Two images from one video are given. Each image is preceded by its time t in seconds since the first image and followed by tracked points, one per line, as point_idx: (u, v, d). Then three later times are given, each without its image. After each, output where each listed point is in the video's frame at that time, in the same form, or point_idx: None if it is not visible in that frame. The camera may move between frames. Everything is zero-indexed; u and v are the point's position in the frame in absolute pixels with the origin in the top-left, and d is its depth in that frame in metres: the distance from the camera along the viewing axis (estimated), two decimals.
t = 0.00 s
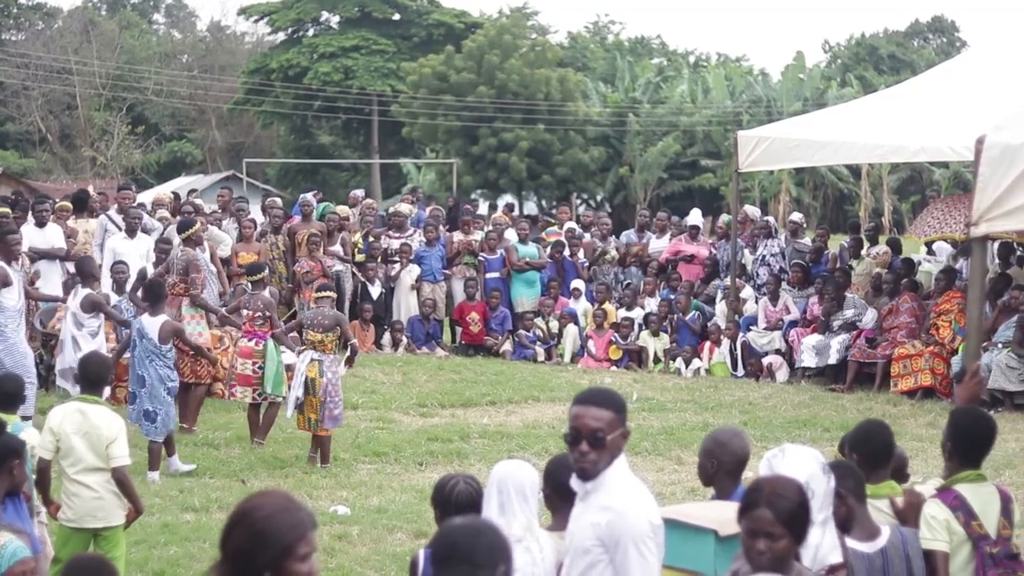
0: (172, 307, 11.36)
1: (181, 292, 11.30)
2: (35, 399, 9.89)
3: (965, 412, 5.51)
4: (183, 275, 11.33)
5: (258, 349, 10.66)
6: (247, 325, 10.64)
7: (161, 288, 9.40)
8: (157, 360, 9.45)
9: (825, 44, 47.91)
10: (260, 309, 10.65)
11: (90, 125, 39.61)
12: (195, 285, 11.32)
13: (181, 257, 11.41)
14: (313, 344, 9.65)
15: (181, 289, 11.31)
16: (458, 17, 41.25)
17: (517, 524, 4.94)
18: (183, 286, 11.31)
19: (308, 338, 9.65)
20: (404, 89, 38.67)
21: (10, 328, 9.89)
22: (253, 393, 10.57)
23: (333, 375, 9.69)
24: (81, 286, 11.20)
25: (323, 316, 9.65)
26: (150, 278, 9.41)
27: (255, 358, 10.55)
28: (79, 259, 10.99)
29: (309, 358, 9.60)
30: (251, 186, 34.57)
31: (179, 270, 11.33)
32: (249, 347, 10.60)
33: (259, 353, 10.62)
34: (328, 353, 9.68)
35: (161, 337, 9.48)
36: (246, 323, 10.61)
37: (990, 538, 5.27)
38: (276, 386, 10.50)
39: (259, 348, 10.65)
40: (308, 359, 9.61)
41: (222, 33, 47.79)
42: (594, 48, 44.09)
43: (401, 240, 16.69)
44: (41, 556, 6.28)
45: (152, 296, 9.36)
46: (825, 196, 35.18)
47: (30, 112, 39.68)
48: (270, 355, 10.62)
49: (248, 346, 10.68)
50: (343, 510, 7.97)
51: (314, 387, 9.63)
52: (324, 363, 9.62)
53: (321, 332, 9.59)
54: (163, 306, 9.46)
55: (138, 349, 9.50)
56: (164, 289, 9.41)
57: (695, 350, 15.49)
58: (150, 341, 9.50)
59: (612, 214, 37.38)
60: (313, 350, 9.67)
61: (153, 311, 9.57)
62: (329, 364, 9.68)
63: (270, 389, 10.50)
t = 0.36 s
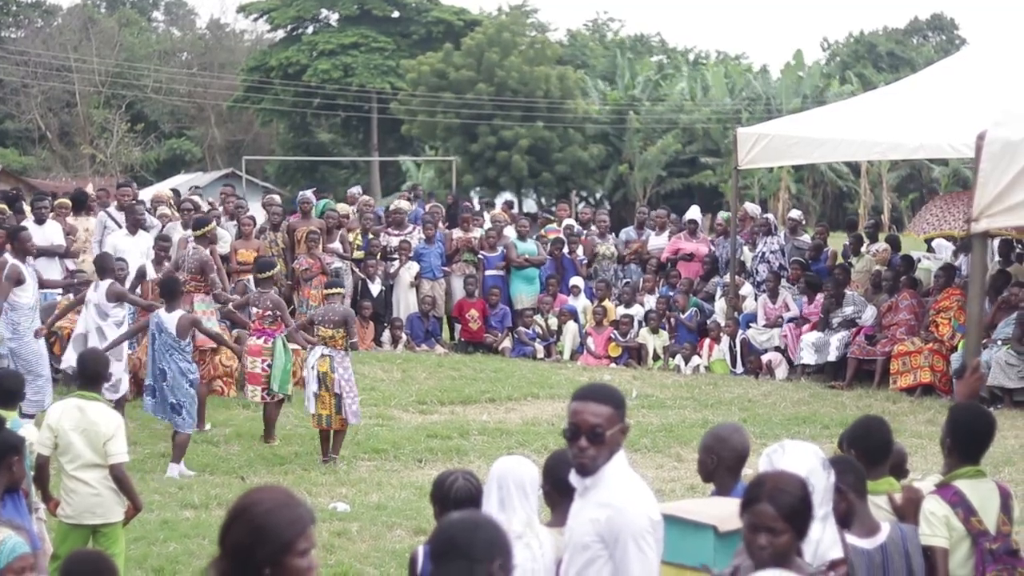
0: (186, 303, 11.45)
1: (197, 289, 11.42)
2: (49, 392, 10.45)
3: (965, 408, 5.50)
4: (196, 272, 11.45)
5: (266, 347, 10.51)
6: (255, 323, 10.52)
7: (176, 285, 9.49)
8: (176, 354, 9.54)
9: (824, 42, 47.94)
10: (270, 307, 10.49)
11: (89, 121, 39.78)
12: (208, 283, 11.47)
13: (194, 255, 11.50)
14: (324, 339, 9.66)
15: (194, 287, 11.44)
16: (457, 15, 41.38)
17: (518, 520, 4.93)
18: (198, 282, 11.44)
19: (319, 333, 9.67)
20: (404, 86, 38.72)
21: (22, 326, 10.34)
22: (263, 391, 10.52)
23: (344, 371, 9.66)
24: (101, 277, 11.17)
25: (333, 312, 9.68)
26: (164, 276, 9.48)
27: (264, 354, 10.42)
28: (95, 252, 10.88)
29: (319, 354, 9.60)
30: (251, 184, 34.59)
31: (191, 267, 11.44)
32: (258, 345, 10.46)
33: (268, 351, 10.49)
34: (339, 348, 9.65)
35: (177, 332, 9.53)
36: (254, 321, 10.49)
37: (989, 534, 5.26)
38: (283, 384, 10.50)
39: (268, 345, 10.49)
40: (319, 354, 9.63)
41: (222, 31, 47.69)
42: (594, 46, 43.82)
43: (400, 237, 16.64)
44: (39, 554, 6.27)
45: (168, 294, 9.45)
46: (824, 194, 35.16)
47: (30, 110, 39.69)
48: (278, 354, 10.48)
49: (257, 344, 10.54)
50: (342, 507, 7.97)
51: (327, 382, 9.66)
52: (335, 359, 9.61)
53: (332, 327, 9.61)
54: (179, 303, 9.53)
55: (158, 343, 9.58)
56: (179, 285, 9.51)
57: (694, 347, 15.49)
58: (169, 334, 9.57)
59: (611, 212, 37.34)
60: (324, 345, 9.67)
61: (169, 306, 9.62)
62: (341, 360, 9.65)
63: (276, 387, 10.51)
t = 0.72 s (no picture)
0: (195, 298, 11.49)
1: (206, 284, 11.43)
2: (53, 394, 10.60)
3: (969, 404, 5.51)
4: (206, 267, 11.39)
5: (274, 342, 10.75)
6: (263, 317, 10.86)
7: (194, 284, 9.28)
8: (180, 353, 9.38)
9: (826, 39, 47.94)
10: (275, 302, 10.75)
11: (91, 118, 39.68)
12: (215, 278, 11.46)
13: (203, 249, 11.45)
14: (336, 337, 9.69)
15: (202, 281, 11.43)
16: (461, 12, 41.39)
17: (520, 515, 4.92)
18: (208, 277, 11.45)
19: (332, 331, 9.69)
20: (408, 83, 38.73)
21: (39, 324, 10.56)
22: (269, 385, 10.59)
23: (354, 369, 9.63)
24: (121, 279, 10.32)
25: (346, 309, 9.72)
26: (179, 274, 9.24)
27: (271, 348, 10.65)
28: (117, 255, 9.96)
29: (330, 350, 9.61)
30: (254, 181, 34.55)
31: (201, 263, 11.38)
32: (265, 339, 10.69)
33: (274, 345, 10.71)
34: (349, 345, 9.65)
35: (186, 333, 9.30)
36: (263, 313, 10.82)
37: (993, 530, 5.24)
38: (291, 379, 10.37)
39: (275, 339, 10.74)
40: (330, 351, 9.64)
41: (225, 28, 47.76)
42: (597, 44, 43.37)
43: (403, 233, 16.71)
44: (40, 551, 6.24)
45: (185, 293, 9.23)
46: (828, 190, 35.09)
47: (33, 107, 39.60)
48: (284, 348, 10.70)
49: (264, 339, 10.76)
50: (345, 504, 7.96)
51: (334, 379, 9.60)
52: (344, 356, 9.59)
53: (342, 324, 9.64)
54: (193, 302, 9.31)
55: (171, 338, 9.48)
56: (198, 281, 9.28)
57: (697, 344, 15.57)
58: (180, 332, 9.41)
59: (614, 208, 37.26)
60: (336, 342, 9.69)
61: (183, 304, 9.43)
62: (350, 357, 9.63)
63: (285, 382, 10.38)
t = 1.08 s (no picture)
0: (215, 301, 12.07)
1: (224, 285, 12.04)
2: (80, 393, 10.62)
3: (976, 407, 5.50)
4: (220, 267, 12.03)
5: (289, 346, 10.67)
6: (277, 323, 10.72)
7: (220, 287, 9.42)
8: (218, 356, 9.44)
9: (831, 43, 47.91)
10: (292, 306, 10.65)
11: (98, 122, 39.87)
12: (231, 278, 12.08)
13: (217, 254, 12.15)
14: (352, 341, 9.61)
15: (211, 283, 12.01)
16: (467, 15, 41.11)
17: (527, 519, 4.91)
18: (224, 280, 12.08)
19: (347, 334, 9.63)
20: (414, 86, 38.70)
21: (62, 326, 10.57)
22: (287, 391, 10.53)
23: (374, 371, 9.61)
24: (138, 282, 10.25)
25: (360, 313, 9.59)
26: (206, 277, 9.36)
27: (287, 353, 10.57)
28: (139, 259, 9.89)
29: (349, 355, 9.57)
30: (262, 184, 34.48)
31: (217, 264, 12.01)
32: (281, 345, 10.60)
33: (291, 350, 10.65)
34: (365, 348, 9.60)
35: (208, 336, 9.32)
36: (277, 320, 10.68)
37: (999, 534, 5.22)
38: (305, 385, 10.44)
39: (291, 344, 10.65)
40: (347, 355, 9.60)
41: (232, 32, 47.79)
42: (604, 46, 43.63)
43: (410, 236, 16.71)
44: (48, 554, 6.25)
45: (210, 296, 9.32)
46: (835, 194, 35.05)
47: (40, 110, 39.58)
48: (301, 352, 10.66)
49: (280, 344, 10.69)
50: (351, 507, 7.95)
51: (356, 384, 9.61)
52: (364, 360, 9.58)
53: (357, 328, 9.54)
54: (217, 304, 9.36)
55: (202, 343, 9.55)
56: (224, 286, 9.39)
57: (703, 347, 15.51)
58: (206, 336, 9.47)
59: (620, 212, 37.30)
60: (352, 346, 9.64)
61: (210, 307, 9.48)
62: (369, 361, 9.61)
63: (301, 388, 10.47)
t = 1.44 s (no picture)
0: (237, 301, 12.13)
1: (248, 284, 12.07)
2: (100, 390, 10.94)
3: (989, 406, 5.52)
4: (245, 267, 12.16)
5: (315, 344, 10.53)
6: (303, 321, 10.56)
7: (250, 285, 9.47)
8: (248, 356, 9.45)
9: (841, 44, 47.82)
10: (316, 305, 10.58)
11: (109, 122, 39.81)
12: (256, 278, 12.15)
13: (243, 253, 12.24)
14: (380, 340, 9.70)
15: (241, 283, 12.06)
16: (478, 15, 41.00)
17: (540, 519, 4.89)
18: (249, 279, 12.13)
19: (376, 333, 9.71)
20: (426, 86, 38.55)
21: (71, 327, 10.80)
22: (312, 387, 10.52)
23: (400, 370, 9.69)
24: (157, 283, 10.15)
25: (390, 312, 9.67)
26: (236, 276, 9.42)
27: (314, 352, 10.45)
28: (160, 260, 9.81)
29: (376, 354, 9.65)
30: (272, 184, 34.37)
31: (241, 264, 12.17)
32: (307, 343, 10.47)
33: (316, 348, 10.51)
34: (395, 348, 9.70)
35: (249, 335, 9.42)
36: (303, 319, 10.53)
37: (1012, 535, 5.21)
38: (334, 381, 10.53)
39: (317, 343, 10.52)
40: (375, 353, 9.68)
41: (243, 32, 47.81)
42: (614, 47, 43.38)
43: (422, 236, 16.58)
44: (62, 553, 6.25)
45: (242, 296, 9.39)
46: (846, 195, 34.88)
47: (51, 110, 39.54)
48: (329, 350, 10.54)
49: (305, 342, 10.55)
50: (363, 507, 7.96)
51: (381, 381, 9.68)
52: (390, 360, 9.67)
53: (388, 328, 9.64)
54: (250, 304, 9.48)
55: (228, 345, 9.51)
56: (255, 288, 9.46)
57: (715, 348, 15.47)
58: (240, 337, 9.47)
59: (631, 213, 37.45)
60: (380, 345, 9.72)
61: (240, 308, 9.55)
62: (396, 360, 9.70)
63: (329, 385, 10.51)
